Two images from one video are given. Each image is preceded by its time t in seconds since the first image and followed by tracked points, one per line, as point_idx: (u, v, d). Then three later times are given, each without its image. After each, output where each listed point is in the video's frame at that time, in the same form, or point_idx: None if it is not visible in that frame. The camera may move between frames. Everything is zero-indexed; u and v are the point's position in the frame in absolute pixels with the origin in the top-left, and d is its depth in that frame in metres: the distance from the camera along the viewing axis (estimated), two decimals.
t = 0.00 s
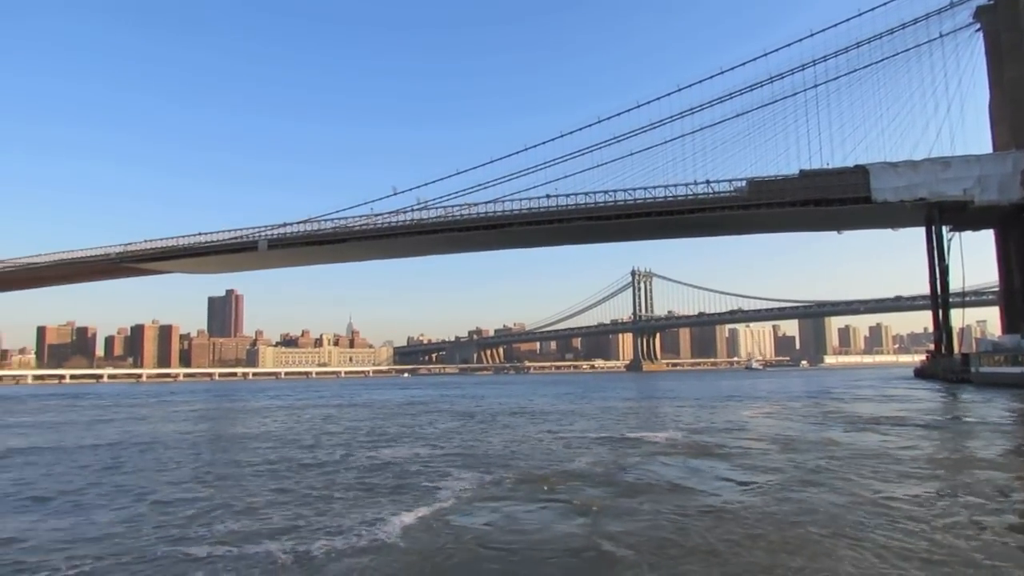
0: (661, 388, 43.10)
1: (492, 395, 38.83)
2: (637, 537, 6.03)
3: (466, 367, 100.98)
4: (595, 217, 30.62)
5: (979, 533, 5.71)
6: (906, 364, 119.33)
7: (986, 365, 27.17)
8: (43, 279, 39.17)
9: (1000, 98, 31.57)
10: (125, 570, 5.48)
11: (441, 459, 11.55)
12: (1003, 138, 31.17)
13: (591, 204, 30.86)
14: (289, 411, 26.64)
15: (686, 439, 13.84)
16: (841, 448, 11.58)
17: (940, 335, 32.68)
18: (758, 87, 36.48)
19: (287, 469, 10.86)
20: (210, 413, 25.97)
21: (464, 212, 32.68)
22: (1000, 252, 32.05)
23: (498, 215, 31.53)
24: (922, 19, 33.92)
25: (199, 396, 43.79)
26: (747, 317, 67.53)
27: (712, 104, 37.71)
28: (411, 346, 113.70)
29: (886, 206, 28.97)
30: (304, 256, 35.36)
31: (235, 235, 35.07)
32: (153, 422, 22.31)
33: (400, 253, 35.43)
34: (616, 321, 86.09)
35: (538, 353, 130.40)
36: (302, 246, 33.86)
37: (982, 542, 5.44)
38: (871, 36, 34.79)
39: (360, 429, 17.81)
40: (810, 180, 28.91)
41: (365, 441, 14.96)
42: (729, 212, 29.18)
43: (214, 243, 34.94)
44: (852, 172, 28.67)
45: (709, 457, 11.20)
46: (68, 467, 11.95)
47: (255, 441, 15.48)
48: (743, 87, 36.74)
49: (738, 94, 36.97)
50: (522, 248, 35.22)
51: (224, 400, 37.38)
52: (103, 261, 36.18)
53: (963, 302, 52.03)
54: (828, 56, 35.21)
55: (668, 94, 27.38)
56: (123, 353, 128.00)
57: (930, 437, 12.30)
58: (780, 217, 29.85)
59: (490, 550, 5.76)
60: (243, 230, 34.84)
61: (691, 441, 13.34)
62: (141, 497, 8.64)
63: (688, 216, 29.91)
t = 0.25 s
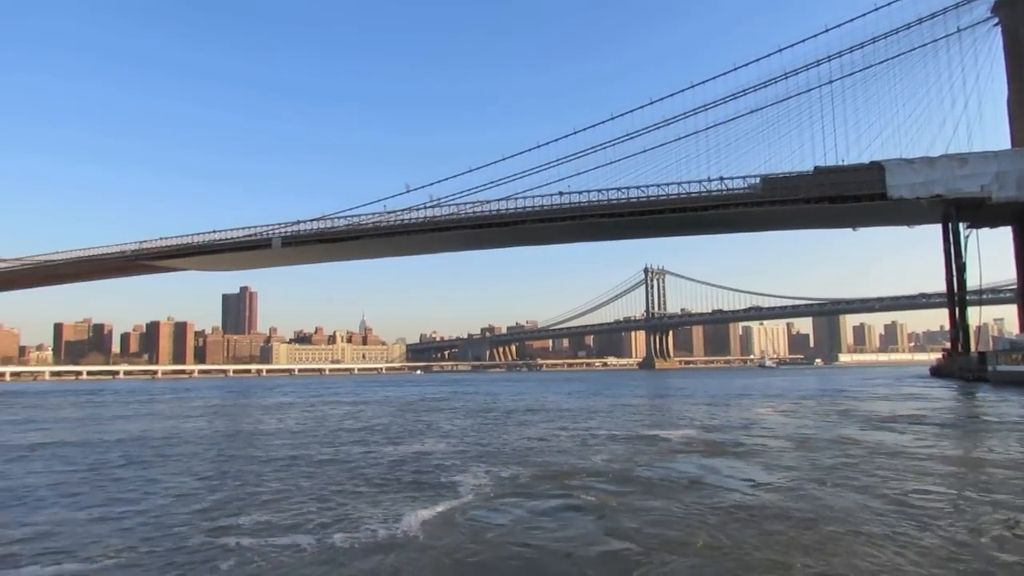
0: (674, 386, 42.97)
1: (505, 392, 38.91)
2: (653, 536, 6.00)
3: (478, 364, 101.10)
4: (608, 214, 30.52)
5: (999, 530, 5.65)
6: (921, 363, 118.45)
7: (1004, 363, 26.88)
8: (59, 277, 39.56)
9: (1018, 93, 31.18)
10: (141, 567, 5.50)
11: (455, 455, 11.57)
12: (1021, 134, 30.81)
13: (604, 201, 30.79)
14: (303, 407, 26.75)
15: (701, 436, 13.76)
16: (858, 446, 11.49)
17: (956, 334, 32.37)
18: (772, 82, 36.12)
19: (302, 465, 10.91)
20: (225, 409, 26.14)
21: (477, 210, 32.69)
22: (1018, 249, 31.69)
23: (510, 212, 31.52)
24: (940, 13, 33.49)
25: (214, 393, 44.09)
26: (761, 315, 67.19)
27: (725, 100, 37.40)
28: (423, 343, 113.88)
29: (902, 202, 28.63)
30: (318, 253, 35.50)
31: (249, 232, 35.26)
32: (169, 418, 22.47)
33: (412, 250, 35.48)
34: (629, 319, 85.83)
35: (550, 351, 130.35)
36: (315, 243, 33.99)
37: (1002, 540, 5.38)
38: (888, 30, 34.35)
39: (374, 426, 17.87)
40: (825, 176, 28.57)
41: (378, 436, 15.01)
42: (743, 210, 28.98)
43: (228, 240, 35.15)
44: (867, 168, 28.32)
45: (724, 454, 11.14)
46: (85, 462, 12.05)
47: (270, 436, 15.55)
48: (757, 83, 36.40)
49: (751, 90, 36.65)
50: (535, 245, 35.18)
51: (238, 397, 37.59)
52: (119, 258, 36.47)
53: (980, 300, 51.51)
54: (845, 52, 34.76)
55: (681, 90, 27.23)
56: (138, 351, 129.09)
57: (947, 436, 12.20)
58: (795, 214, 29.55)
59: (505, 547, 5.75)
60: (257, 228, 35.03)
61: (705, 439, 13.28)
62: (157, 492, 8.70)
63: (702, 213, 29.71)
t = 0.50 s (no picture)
0: (688, 383, 42.84)
1: (518, 389, 38.90)
2: (666, 534, 5.98)
3: (491, 361, 101.19)
4: (621, 211, 30.44)
5: (1016, 530, 5.59)
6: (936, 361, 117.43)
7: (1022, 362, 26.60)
8: (77, 273, 39.96)
9: None
10: (156, 561, 5.54)
11: (468, 452, 11.58)
12: None
13: (616, 198, 30.71)
14: (316, 403, 26.87)
15: (714, 434, 13.71)
16: (874, 445, 11.39)
17: (973, 332, 32.04)
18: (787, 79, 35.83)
19: (316, 460, 10.97)
20: (239, 405, 26.33)
21: (490, 207, 32.69)
22: None
23: (522, 209, 31.51)
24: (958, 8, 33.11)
25: (229, 389, 44.37)
26: (775, 312, 66.84)
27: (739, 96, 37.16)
28: (436, 340, 114.06)
29: (918, 200, 28.34)
30: (331, 250, 35.63)
31: (263, 229, 35.46)
32: (184, 413, 22.66)
33: (425, 247, 35.54)
34: (642, 316, 85.56)
35: (563, 348, 130.30)
36: (328, 240, 34.14)
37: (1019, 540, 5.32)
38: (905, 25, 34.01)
39: (387, 422, 17.94)
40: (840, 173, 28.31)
41: (392, 433, 15.06)
42: (757, 207, 28.80)
43: (243, 237, 35.36)
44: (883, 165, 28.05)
45: (737, 452, 11.10)
46: (103, 457, 12.17)
47: (284, 432, 15.64)
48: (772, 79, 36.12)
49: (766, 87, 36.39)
50: (547, 242, 35.15)
51: (252, 393, 37.82)
52: (135, 255, 36.79)
53: (998, 298, 50.99)
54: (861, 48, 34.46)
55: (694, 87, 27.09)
56: (154, 347, 130.10)
57: (964, 435, 12.08)
58: (810, 212, 29.32)
59: (518, 544, 5.75)
60: (271, 225, 35.22)
61: (719, 436, 13.22)
62: (172, 486, 8.76)
63: (715, 210, 29.56)
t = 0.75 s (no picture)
0: (701, 380, 42.67)
1: (531, 386, 38.91)
2: (681, 530, 5.97)
3: (503, 358, 101.12)
4: (633, 207, 30.33)
5: None
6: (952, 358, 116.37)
7: None
8: (93, 271, 40.34)
9: None
10: (174, 555, 5.59)
11: (482, 448, 11.59)
12: None
13: (628, 195, 30.64)
14: (330, 400, 27.00)
15: (728, 430, 13.67)
16: (890, 441, 11.31)
17: (990, 328, 31.69)
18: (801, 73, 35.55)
19: (331, 456, 11.04)
20: (255, 400, 26.48)
21: (501, 203, 32.69)
22: None
23: (534, 206, 31.48)
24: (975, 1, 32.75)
25: (244, 386, 44.62)
26: (789, 309, 66.44)
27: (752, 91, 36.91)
28: (448, 337, 114.17)
29: (934, 195, 28.06)
30: (344, 248, 35.75)
31: (276, 227, 35.62)
32: (199, 409, 22.83)
33: (437, 244, 35.59)
34: (654, 313, 85.25)
35: (575, 344, 130.13)
36: (341, 238, 34.25)
37: None
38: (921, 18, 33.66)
39: (401, 419, 18.00)
40: (855, 168, 28.04)
41: (406, 429, 15.12)
42: (771, 202, 28.58)
43: (256, 235, 35.54)
44: (898, 160, 27.79)
45: (752, 448, 11.07)
46: (121, 452, 12.31)
47: (299, 428, 15.73)
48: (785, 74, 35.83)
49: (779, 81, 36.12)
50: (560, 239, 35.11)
51: (267, 390, 38.03)
52: (150, 253, 37.08)
53: (1015, 294, 50.46)
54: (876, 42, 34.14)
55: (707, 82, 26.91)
56: (169, 344, 131.07)
57: (982, 431, 11.99)
58: (824, 207, 29.08)
59: (534, 540, 5.75)
60: (284, 222, 35.38)
61: (733, 433, 13.18)
62: (190, 482, 8.85)
63: (728, 206, 29.40)
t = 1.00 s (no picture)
0: (712, 378, 42.58)
1: (542, 383, 38.95)
2: (699, 526, 6.02)
3: (513, 355, 101.13)
4: (644, 205, 30.29)
5: None
6: (966, 356, 115.58)
7: None
8: (106, 268, 40.66)
9: None
10: (199, 547, 5.69)
11: (495, 444, 11.66)
12: None
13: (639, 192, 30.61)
14: (342, 396, 27.16)
15: (740, 428, 13.68)
16: (904, 439, 11.30)
17: (1004, 326, 31.49)
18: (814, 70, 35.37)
19: (345, 452, 11.14)
20: (268, 397, 26.65)
21: (512, 201, 32.74)
22: None
23: (545, 204, 31.50)
24: None
25: (256, 382, 44.87)
26: (800, 306, 66.18)
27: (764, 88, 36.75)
28: (458, 335, 114.34)
29: (948, 192, 27.86)
30: (355, 245, 35.88)
31: (288, 224, 35.81)
32: (212, 405, 23.00)
33: (448, 241, 35.67)
34: (665, 310, 85.06)
35: (585, 342, 130.04)
36: (352, 235, 34.39)
37: None
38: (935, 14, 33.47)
39: (413, 415, 18.10)
40: (867, 165, 27.84)
41: (418, 426, 15.21)
42: (783, 199, 28.36)
43: (268, 232, 35.73)
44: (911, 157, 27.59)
45: (764, 446, 11.08)
46: (137, 447, 12.45)
47: (312, 425, 15.85)
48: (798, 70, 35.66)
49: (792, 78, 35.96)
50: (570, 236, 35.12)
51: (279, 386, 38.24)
52: (163, 250, 37.33)
53: None
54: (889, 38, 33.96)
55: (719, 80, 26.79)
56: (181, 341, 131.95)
57: (995, 429, 11.95)
58: (836, 204, 28.91)
59: (553, 535, 5.82)
60: (296, 220, 35.56)
61: (745, 430, 13.19)
62: (206, 477, 8.97)
63: (740, 203, 29.29)
